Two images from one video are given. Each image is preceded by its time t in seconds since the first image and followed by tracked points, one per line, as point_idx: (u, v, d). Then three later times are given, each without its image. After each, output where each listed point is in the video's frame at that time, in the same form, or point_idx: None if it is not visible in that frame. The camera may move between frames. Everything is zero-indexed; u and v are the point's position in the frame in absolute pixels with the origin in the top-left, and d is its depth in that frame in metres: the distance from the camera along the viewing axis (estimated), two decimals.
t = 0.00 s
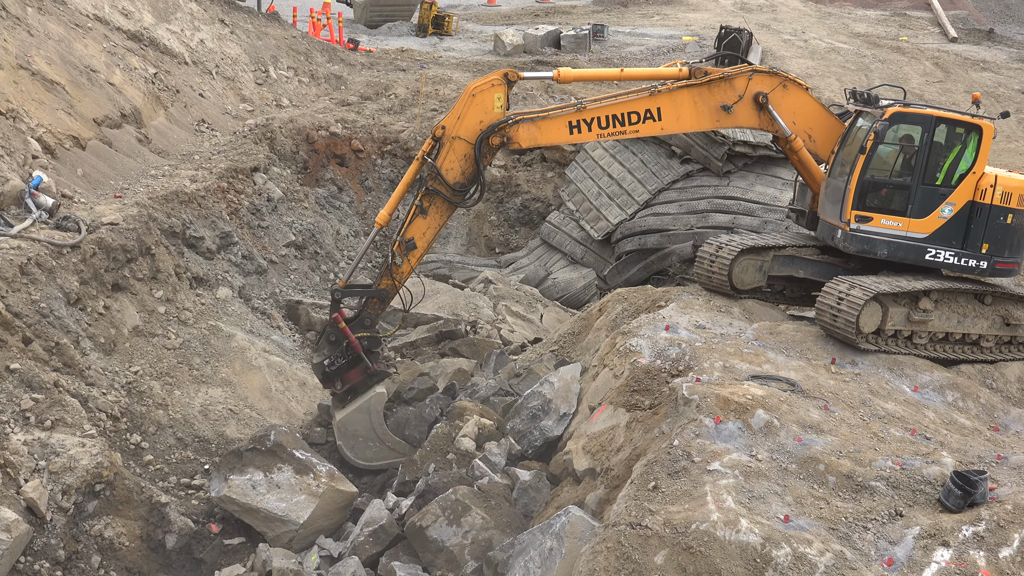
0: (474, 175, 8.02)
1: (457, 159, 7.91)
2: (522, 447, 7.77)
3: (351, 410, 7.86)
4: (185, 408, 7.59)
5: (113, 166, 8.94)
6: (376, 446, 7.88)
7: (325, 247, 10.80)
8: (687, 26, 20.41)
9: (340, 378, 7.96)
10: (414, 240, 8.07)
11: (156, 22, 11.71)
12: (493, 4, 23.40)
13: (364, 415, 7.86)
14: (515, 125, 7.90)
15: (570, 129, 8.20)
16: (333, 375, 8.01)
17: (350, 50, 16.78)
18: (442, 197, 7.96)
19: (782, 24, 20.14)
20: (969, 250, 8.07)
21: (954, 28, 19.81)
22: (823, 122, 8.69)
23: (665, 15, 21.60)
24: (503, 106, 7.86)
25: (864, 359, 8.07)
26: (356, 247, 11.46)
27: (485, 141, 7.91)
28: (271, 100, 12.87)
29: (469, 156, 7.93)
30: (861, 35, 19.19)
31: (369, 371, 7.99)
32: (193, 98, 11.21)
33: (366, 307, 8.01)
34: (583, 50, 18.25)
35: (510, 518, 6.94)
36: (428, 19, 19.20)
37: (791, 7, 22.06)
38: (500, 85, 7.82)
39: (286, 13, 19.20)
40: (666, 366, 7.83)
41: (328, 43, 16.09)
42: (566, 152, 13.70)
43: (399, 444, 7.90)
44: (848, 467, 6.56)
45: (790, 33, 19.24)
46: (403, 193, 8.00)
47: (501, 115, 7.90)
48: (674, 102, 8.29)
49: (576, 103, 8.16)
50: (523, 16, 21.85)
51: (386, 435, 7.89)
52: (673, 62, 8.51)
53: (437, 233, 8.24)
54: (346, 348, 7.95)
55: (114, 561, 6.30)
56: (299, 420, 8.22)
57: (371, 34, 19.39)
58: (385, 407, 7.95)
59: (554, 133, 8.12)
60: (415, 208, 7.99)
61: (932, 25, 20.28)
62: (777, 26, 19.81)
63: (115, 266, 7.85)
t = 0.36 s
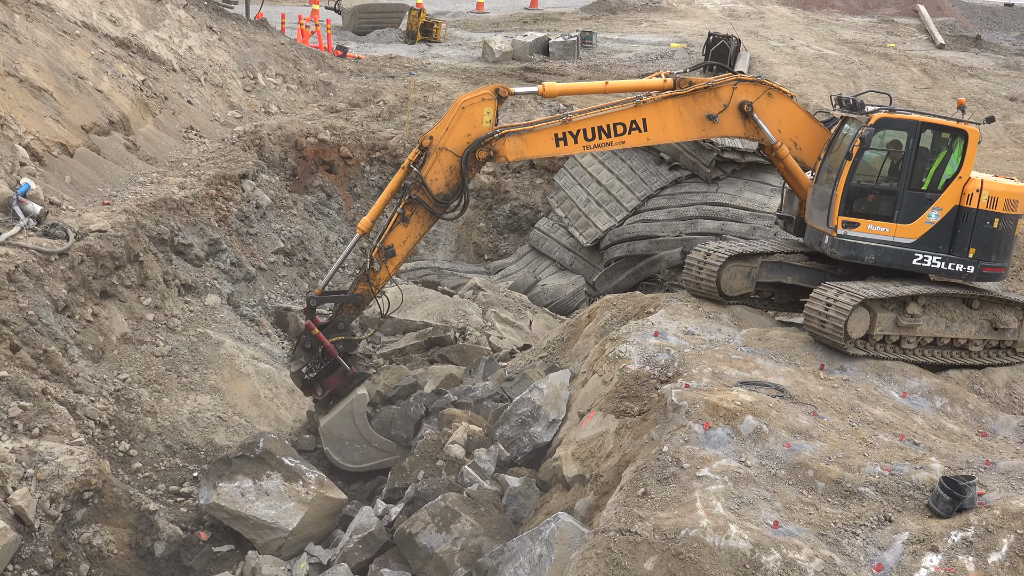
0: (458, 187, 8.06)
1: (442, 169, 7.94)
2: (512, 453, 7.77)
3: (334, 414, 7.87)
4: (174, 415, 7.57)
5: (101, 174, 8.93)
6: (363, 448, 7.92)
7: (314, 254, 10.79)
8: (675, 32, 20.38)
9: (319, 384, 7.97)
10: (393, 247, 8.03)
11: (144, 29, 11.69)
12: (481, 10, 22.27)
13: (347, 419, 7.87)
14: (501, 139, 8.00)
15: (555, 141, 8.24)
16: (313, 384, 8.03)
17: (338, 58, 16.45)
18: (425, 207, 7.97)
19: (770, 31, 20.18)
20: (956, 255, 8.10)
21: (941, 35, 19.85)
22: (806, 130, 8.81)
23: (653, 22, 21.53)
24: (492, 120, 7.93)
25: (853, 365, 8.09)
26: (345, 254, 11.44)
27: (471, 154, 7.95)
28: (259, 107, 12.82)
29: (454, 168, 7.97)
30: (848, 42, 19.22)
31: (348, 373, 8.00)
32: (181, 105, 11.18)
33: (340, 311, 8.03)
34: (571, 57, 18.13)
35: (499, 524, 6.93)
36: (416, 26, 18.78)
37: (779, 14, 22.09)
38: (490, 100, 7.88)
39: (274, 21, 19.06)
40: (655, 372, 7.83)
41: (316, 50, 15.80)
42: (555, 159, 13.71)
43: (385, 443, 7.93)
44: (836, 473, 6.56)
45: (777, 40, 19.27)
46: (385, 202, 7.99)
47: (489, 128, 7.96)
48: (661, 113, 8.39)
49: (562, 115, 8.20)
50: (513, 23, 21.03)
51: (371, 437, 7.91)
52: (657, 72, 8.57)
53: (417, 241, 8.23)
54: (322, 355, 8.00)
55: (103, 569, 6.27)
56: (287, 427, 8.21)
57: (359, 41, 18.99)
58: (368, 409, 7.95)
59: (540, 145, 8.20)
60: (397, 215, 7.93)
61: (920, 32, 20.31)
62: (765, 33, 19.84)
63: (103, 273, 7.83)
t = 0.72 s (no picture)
0: (451, 187, 8.08)
1: (435, 167, 7.96)
2: (502, 459, 7.78)
3: (339, 411, 7.92)
4: (164, 421, 7.56)
5: (91, 179, 8.92)
6: (374, 440, 7.96)
7: (304, 260, 10.76)
8: (666, 38, 20.34)
9: (320, 384, 8.11)
10: (385, 244, 8.10)
11: (135, 34, 11.68)
12: (473, 16, 22.11)
13: (354, 414, 7.94)
14: (494, 138, 8.01)
15: (549, 141, 8.27)
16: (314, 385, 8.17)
17: (329, 63, 16.35)
18: (416, 205, 8.00)
19: (761, 37, 20.18)
20: (947, 262, 8.12)
21: (932, 41, 19.87)
22: (799, 135, 8.81)
23: (644, 27, 21.44)
24: (486, 119, 7.95)
25: (843, 371, 8.09)
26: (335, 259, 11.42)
27: (464, 153, 8.00)
28: (250, 113, 12.78)
29: (447, 166, 7.99)
30: (838, 48, 19.23)
31: (346, 370, 8.11)
32: (171, 110, 11.16)
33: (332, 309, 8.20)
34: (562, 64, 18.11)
35: (490, 530, 6.92)
36: (407, 31, 18.58)
37: (769, 21, 22.11)
38: (484, 98, 7.91)
39: (265, 26, 18.96)
40: (646, 378, 7.82)
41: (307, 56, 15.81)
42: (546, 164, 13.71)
43: (394, 432, 7.99)
44: (827, 479, 6.56)
45: (767, 46, 19.30)
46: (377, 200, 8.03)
47: (482, 128, 7.98)
48: (653, 115, 8.41)
49: (556, 116, 8.23)
50: (503, 28, 20.88)
51: (380, 427, 7.97)
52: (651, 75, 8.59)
53: (409, 240, 8.27)
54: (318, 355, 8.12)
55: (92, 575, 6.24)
56: (278, 433, 8.18)
57: (350, 47, 18.81)
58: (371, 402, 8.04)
59: (534, 146, 8.21)
60: (389, 213, 8.01)
61: (909, 38, 20.33)
62: (756, 39, 19.86)
63: (93, 279, 7.81)
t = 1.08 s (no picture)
0: (445, 190, 8.08)
1: (429, 173, 7.95)
2: (494, 464, 7.78)
3: (364, 424, 8.08)
4: (155, 427, 7.55)
5: (82, 184, 8.91)
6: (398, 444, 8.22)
7: (296, 265, 10.73)
8: (656, 43, 20.32)
9: (340, 398, 8.29)
10: (386, 254, 8.13)
11: (125, 39, 11.66)
12: (464, 21, 22.00)
13: (378, 423, 8.12)
14: (486, 140, 7.97)
15: (542, 143, 8.25)
16: (334, 399, 8.35)
17: (320, 69, 16.31)
18: (413, 212, 8.00)
19: (752, 43, 20.19)
20: (938, 267, 8.13)
21: (922, 47, 19.89)
22: (790, 139, 8.84)
23: (635, 33, 21.38)
24: (474, 120, 7.94)
25: (834, 376, 8.10)
26: (327, 265, 11.39)
27: (456, 156, 7.97)
28: (241, 118, 12.74)
29: (440, 170, 7.98)
30: (829, 54, 19.24)
31: (363, 380, 8.28)
32: (162, 115, 11.14)
33: (338, 323, 8.22)
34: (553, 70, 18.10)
35: (481, 535, 6.91)
36: (398, 36, 18.47)
37: (760, 27, 22.12)
38: (471, 99, 7.90)
39: (257, 32, 18.88)
40: (637, 383, 7.82)
41: (298, 61, 15.74)
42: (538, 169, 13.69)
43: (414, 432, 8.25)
44: (818, 484, 6.57)
45: (758, 52, 19.31)
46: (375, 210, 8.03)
47: (472, 129, 7.97)
48: (646, 119, 8.41)
49: (548, 119, 8.21)
50: (494, 34, 20.79)
51: (402, 431, 8.21)
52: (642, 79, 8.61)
53: (410, 247, 8.28)
54: (332, 371, 8.25)
55: None
56: (269, 438, 8.16)
57: (342, 52, 18.65)
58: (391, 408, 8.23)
59: (527, 147, 8.19)
60: (386, 223, 8.02)
61: (900, 44, 20.36)
62: (747, 45, 19.88)
63: (84, 284, 7.78)
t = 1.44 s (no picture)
0: (438, 194, 8.10)
1: (422, 176, 7.99)
2: (485, 470, 7.77)
3: (368, 425, 8.20)
4: (146, 432, 7.54)
5: (74, 189, 8.90)
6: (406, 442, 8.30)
7: (288, 270, 10.69)
8: (649, 49, 20.30)
9: (343, 403, 8.42)
10: (380, 258, 8.17)
11: (117, 44, 11.64)
12: (457, 27, 21.92)
13: (382, 423, 8.22)
14: (478, 142, 8.01)
15: (534, 146, 8.27)
16: (337, 404, 8.48)
17: (313, 74, 16.25)
18: (406, 215, 8.03)
19: (744, 49, 20.20)
20: (928, 273, 8.15)
21: (914, 54, 19.90)
22: (783, 144, 8.83)
23: (628, 39, 21.34)
24: (466, 123, 7.95)
25: (825, 382, 8.10)
26: (319, 270, 11.35)
27: (448, 158, 7.99)
28: (234, 122, 12.70)
29: (433, 173, 8.01)
30: (821, 60, 19.25)
31: (362, 383, 8.37)
32: (154, 120, 11.12)
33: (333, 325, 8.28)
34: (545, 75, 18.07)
35: (472, 541, 6.89)
36: (391, 42, 18.37)
37: (752, 33, 22.10)
38: (462, 102, 7.92)
39: (249, 36, 18.77)
40: (629, 390, 7.82)
41: (291, 66, 15.66)
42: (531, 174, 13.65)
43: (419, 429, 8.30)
44: (809, 490, 6.57)
45: (750, 58, 19.30)
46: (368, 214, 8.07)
47: (463, 132, 7.99)
48: (638, 123, 8.42)
49: (540, 122, 8.24)
50: (486, 39, 20.73)
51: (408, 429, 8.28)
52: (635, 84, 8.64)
53: (404, 251, 8.31)
54: (331, 377, 8.36)
55: None
56: (260, 443, 8.14)
57: (334, 57, 18.43)
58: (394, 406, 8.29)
59: (518, 150, 8.21)
60: (379, 226, 8.06)
61: (892, 51, 20.36)
62: (739, 52, 19.88)
63: (75, 289, 7.77)
